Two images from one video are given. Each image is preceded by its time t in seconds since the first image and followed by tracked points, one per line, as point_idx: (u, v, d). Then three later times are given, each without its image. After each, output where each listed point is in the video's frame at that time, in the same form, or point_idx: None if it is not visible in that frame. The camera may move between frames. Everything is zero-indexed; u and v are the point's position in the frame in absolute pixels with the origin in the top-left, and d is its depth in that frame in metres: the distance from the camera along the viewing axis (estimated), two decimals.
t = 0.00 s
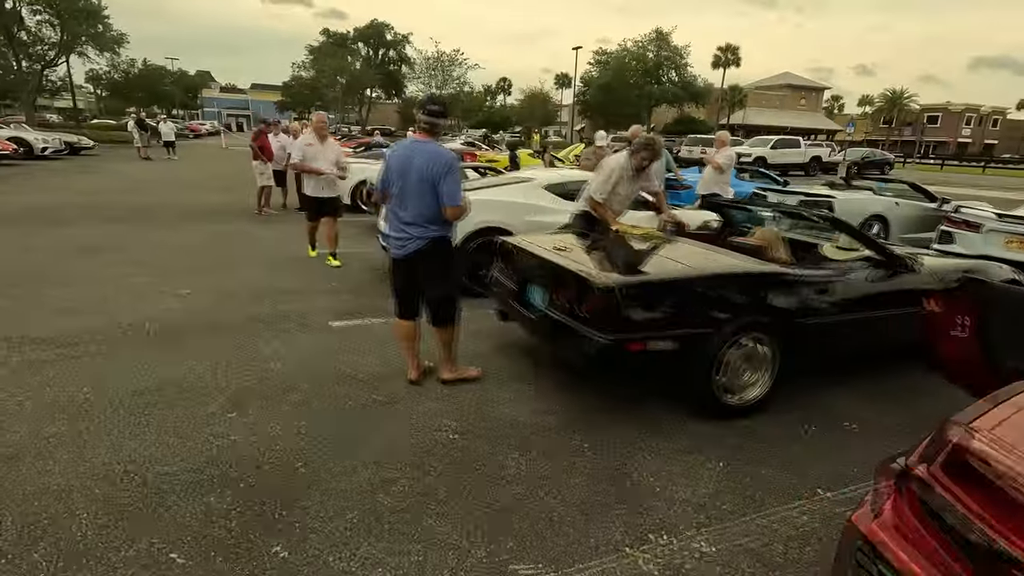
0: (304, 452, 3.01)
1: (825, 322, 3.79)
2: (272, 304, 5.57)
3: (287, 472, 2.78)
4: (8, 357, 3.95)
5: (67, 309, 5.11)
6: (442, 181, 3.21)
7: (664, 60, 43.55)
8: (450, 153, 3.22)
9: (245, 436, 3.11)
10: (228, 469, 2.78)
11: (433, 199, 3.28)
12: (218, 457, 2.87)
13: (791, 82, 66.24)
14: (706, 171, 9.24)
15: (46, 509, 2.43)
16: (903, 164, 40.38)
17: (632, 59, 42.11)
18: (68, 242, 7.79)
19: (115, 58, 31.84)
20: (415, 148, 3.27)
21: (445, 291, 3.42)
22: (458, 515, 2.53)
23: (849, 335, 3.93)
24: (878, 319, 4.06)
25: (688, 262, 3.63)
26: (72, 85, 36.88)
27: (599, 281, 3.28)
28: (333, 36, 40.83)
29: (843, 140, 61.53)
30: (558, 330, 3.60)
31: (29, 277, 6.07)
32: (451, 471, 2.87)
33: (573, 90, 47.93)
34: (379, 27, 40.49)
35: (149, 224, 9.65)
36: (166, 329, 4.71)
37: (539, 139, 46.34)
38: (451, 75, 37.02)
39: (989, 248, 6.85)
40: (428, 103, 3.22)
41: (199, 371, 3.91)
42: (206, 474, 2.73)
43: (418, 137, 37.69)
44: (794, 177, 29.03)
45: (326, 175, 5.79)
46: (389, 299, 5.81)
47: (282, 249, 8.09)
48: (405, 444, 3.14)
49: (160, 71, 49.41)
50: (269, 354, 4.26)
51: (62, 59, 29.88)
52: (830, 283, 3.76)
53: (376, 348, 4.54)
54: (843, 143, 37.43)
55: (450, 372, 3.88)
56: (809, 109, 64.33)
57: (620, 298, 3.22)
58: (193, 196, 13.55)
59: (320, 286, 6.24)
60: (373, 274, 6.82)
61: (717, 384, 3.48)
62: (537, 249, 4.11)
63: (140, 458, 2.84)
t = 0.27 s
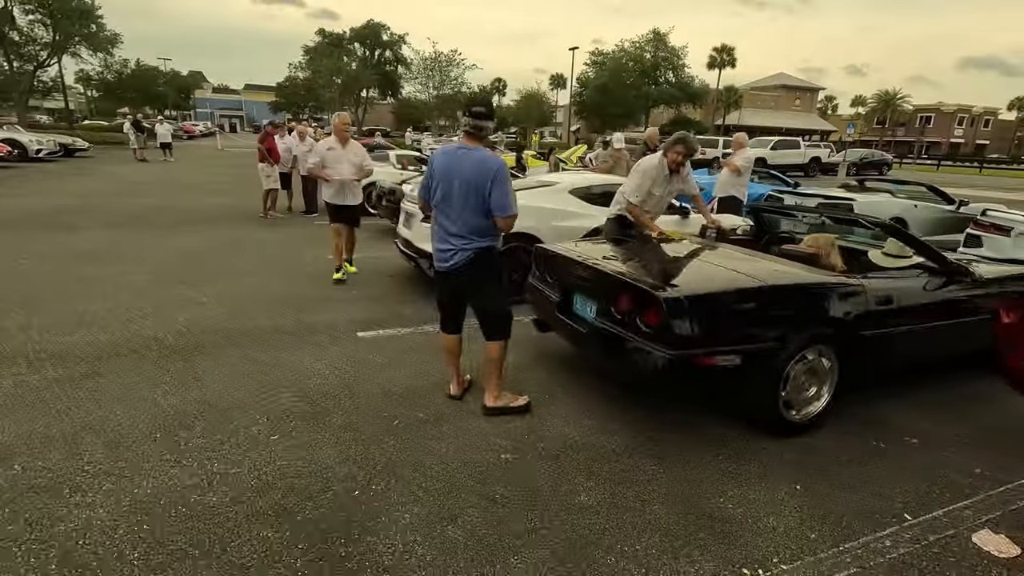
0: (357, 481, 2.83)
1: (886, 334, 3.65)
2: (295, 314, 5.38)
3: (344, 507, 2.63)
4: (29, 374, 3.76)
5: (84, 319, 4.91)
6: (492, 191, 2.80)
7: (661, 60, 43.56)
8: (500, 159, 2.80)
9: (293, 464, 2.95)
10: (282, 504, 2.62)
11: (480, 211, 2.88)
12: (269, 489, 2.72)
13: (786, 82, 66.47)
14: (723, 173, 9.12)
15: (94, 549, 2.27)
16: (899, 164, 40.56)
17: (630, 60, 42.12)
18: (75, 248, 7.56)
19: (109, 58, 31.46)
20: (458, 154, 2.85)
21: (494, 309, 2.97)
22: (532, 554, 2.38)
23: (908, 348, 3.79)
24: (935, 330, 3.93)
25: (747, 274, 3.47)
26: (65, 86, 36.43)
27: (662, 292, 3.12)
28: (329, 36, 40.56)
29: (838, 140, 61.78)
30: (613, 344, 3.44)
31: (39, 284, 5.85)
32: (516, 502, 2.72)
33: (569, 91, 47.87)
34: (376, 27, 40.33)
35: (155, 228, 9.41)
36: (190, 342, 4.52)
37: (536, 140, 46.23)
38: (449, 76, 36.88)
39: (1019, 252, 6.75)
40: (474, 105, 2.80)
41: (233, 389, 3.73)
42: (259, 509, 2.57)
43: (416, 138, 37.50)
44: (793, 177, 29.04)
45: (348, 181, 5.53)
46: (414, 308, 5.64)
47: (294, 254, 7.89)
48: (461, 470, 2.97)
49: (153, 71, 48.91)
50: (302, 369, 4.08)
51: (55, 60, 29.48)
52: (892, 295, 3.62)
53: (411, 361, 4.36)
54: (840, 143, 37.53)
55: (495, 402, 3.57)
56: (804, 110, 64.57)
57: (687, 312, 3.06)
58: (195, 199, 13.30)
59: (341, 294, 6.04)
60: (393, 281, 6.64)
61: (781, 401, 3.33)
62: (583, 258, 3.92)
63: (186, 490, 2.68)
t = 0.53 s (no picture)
0: (412, 512, 2.65)
1: (946, 348, 3.52)
2: (315, 322, 5.19)
3: (401, 544, 2.45)
4: (46, 393, 3.55)
5: (98, 330, 4.70)
6: (556, 204, 2.62)
7: (658, 62, 43.51)
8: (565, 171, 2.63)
9: (340, 493, 2.76)
10: (336, 544, 2.44)
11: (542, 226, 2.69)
12: (319, 527, 2.53)
13: (780, 84, 66.66)
14: (740, 176, 9.01)
15: None
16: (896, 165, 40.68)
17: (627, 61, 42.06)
18: (79, 253, 7.32)
19: (102, 59, 31.05)
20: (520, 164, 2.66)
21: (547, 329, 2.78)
22: None
23: (966, 362, 3.66)
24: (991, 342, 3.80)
25: (808, 284, 3.32)
26: (57, 87, 35.95)
27: (730, 309, 2.96)
28: (325, 37, 40.27)
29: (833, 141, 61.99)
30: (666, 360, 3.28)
31: (47, 292, 5.63)
32: (582, 539, 2.56)
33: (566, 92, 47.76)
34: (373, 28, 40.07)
35: (159, 232, 9.18)
36: (210, 355, 4.32)
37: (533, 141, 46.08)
38: (447, 77, 36.68)
39: None
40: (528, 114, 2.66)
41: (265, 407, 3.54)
42: (312, 551, 2.39)
43: (414, 139, 37.29)
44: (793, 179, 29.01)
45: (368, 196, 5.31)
46: (437, 318, 5.46)
47: (305, 259, 7.69)
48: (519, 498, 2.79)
49: (146, 71, 48.43)
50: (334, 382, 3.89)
51: (48, 60, 29.05)
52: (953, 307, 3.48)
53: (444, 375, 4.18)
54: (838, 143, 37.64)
55: (540, 430, 3.29)
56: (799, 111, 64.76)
57: (757, 328, 2.92)
58: (196, 202, 13.05)
59: (361, 301, 5.85)
60: (411, 287, 6.46)
61: (844, 419, 3.20)
62: (630, 267, 3.74)
63: (229, 527, 2.49)
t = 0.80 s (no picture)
0: (488, 533, 2.50)
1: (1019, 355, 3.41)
2: (347, 329, 5.04)
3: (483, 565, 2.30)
4: (81, 405, 3.38)
5: (125, 337, 4.53)
6: (644, 214, 2.54)
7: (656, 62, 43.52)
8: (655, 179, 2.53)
9: (408, 512, 2.62)
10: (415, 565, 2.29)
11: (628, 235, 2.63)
12: (392, 547, 2.38)
13: (776, 84, 66.88)
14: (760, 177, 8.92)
15: None
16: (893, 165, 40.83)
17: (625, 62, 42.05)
18: (91, 256, 7.12)
19: (97, 59, 30.70)
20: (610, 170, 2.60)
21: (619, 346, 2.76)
22: None
23: None
24: None
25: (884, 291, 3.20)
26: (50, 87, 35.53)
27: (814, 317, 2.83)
28: (322, 37, 40.00)
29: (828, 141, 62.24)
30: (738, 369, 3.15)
31: (64, 297, 5.45)
32: (672, 555, 2.41)
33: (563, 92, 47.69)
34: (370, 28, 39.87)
35: (169, 234, 8.99)
36: (245, 364, 4.16)
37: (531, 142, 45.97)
38: (445, 77, 36.53)
39: None
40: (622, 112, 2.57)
41: (313, 420, 3.39)
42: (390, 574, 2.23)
43: (411, 140, 37.03)
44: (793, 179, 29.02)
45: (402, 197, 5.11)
46: (470, 323, 5.31)
47: (324, 263, 7.53)
48: (597, 517, 2.65)
49: (140, 71, 47.93)
50: (380, 392, 3.75)
51: (42, 60, 28.71)
52: None
53: (490, 384, 4.03)
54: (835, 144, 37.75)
55: (603, 445, 3.12)
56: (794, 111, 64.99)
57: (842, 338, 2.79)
58: (201, 203, 12.83)
59: (389, 306, 5.71)
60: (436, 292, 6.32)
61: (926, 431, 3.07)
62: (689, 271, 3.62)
63: (298, 550, 2.33)
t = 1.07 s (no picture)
0: (552, 555, 2.40)
1: None
2: (372, 336, 4.93)
3: None
4: (111, 419, 3.25)
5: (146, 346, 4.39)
6: (717, 223, 2.54)
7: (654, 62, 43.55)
8: (730, 187, 2.53)
9: (466, 533, 2.51)
10: None
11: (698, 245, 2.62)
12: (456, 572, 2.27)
13: (771, 84, 67.09)
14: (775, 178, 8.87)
15: None
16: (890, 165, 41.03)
17: (623, 62, 42.12)
18: (100, 259, 6.96)
19: (92, 58, 30.37)
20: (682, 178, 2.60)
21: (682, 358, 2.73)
22: None
23: None
24: None
25: (944, 300, 3.12)
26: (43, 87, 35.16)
27: (881, 326, 2.75)
28: (318, 36, 39.75)
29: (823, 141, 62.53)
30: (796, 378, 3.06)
31: (79, 303, 5.31)
32: None
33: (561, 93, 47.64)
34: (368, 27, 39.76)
35: (176, 237, 8.83)
36: (273, 374, 4.04)
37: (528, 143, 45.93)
38: (444, 77, 36.49)
39: None
40: (699, 113, 2.59)
41: (353, 433, 3.28)
42: None
43: (409, 140, 36.87)
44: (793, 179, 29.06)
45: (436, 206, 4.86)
46: (495, 328, 5.20)
47: (337, 266, 7.41)
48: (661, 535, 2.55)
49: (134, 70, 47.51)
50: (416, 402, 3.64)
51: (36, 60, 28.38)
52: None
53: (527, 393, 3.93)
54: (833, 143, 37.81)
55: (653, 456, 3.02)
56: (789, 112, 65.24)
57: (910, 347, 2.71)
58: (204, 205, 12.65)
59: (411, 312, 5.60)
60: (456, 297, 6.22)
61: (989, 443, 3.00)
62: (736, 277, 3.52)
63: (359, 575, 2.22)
